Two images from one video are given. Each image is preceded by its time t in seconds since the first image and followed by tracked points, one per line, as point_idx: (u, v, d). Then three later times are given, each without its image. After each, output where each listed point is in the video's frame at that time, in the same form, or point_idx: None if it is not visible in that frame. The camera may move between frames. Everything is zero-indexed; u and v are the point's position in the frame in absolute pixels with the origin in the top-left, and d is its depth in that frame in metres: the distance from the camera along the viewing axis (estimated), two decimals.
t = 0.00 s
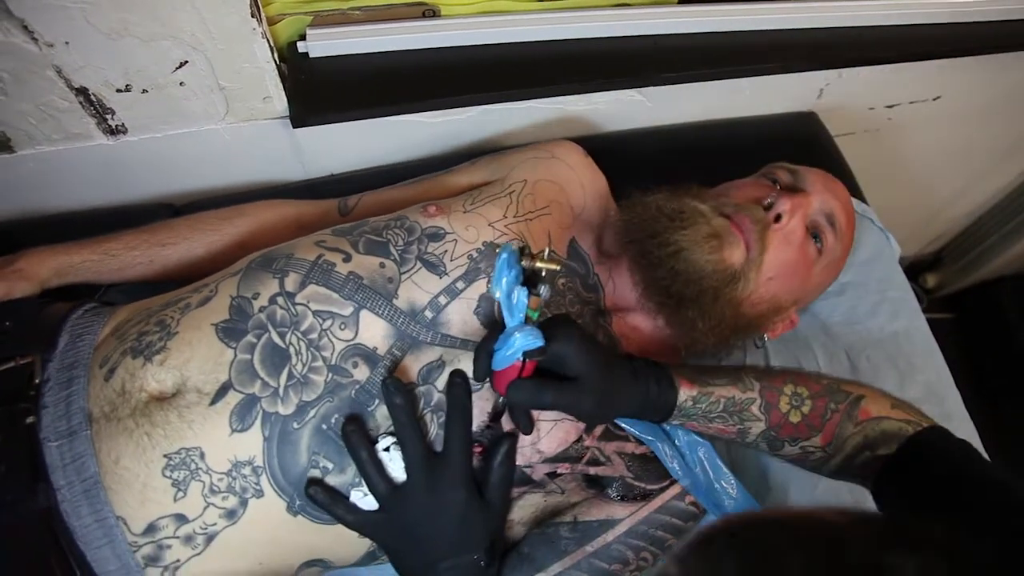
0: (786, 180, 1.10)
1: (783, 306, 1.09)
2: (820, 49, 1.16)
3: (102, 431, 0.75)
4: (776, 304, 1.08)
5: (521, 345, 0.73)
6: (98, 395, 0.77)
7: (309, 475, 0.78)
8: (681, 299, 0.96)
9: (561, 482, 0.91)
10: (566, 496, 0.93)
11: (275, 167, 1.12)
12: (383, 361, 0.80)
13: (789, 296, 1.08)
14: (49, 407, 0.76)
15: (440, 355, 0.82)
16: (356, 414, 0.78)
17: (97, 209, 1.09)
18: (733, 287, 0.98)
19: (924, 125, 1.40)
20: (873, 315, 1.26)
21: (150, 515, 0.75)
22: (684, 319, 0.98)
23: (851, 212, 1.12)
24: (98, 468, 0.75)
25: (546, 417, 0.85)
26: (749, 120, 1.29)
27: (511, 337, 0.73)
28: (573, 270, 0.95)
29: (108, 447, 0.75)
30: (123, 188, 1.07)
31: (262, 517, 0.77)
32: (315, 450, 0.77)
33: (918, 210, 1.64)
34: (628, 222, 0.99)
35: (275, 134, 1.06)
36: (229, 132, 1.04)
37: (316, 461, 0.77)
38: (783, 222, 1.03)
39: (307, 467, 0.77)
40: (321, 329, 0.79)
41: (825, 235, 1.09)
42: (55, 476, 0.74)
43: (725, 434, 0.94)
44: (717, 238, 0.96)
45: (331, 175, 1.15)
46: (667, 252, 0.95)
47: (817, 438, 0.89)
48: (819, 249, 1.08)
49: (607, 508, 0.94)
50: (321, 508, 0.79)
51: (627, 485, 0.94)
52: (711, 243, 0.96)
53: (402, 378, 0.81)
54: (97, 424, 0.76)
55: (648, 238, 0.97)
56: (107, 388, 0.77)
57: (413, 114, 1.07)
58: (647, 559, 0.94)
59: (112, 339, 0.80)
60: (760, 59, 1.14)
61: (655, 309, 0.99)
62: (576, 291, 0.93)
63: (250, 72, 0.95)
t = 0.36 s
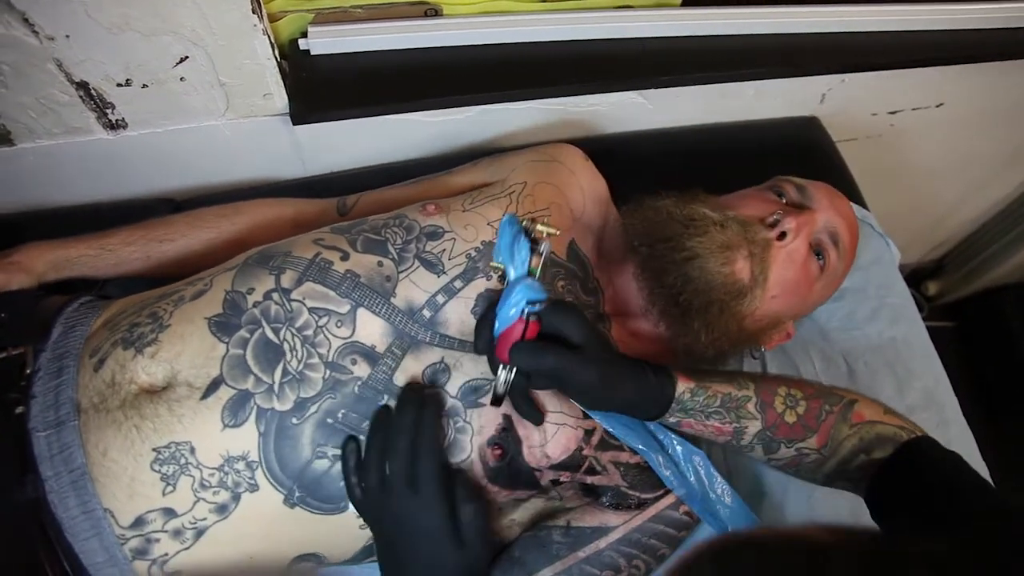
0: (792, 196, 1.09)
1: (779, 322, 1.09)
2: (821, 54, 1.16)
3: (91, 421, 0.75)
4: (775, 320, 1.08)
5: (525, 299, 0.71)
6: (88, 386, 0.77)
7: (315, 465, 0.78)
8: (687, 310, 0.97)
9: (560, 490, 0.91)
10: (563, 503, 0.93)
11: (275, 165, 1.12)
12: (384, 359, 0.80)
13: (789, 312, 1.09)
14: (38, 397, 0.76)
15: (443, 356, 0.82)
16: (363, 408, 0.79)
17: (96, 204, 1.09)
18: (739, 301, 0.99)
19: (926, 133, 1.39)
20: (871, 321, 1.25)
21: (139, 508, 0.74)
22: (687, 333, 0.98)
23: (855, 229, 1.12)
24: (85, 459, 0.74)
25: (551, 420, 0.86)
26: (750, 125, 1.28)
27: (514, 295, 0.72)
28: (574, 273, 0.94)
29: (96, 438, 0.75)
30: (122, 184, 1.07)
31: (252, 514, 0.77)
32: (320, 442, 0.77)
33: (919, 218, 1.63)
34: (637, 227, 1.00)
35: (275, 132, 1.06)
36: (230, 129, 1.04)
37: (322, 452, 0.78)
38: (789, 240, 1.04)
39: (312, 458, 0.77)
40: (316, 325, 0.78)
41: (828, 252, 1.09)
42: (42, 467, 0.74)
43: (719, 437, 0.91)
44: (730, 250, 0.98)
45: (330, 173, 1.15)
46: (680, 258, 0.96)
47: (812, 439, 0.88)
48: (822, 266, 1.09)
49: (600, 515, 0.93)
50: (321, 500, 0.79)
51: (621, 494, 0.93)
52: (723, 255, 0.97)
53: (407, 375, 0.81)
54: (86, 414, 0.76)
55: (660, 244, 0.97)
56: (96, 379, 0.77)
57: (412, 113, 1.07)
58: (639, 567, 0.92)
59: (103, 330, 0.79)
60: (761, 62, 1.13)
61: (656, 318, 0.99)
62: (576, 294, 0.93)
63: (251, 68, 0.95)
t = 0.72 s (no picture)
0: (792, 205, 1.08)
1: (782, 331, 1.09)
2: (827, 59, 1.15)
3: (88, 408, 0.75)
4: (775, 329, 1.08)
5: (541, 243, 0.67)
6: (87, 372, 0.77)
7: (307, 478, 0.77)
8: (683, 325, 0.97)
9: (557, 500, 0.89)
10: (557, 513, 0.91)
11: (277, 161, 1.12)
12: (383, 368, 0.79)
13: (790, 321, 1.08)
14: (35, 380, 0.76)
15: (444, 368, 0.81)
16: (356, 421, 0.78)
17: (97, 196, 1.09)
18: (738, 314, 0.99)
19: (931, 140, 1.39)
20: (871, 329, 1.25)
21: (132, 497, 0.74)
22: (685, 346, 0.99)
23: (855, 236, 1.11)
24: (78, 442, 0.75)
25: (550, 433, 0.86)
26: (754, 128, 1.28)
27: (530, 238, 0.68)
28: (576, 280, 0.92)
29: (93, 425, 0.75)
30: (123, 177, 1.07)
31: (245, 511, 0.77)
32: (314, 454, 0.77)
33: (923, 225, 1.62)
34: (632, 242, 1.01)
35: (278, 128, 1.06)
36: (232, 124, 1.04)
37: (315, 466, 0.77)
38: (791, 251, 1.02)
39: (305, 470, 0.77)
40: (317, 330, 0.78)
41: (827, 259, 1.08)
42: (35, 448, 0.74)
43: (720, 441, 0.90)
44: (722, 265, 0.98)
45: (332, 170, 1.15)
46: (671, 276, 0.97)
47: (813, 453, 0.90)
48: (820, 273, 1.08)
49: (593, 522, 0.92)
50: (314, 511, 0.78)
51: (616, 501, 0.92)
52: (716, 270, 0.98)
53: (406, 388, 0.80)
54: (84, 400, 0.76)
55: (653, 260, 0.98)
56: (97, 367, 0.77)
57: (415, 111, 1.07)
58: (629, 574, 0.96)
59: (106, 321, 0.79)
60: (766, 65, 1.13)
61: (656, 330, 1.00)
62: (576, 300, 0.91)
63: (254, 63, 0.95)
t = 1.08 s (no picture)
0: (800, 204, 1.08)
1: (784, 329, 1.09)
2: (834, 59, 1.15)
3: (90, 400, 0.75)
4: (779, 326, 1.07)
5: (553, 245, 0.69)
6: (89, 364, 0.77)
7: (305, 471, 0.77)
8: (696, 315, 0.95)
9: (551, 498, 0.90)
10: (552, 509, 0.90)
11: (281, 151, 1.11)
12: (380, 362, 0.79)
13: (793, 320, 1.08)
14: (38, 371, 0.76)
15: (440, 364, 0.81)
16: (353, 415, 0.78)
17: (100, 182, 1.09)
18: (750, 308, 0.98)
19: (936, 144, 1.38)
20: (873, 331, 1.25)
21: (134, 488, 0.75)
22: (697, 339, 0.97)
23: (860, 236, 1.11)
24: (82, 436, 0.75)
25: (545, 442, 0.85)
26: (759, 128, 1.28)
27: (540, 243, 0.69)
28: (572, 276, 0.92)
29: (94, 417, 0.75)
30: (126, 164, 1.07)
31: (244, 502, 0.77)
32: (310, 448, 0.77)
33: (926, 229, 1.62)
34: (646, 232, 1.00)
35: (283, 117, 1.06)
36: (237, 112, 1.03)
37: (312, 459, 0.77)
38: (799, 249, 1.04)
39: (302, 463, 0.77)
40: (315, 323, 0.78)
41: (833, 260, 1.08)
42: (39, 440, 0.75)
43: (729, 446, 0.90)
44: (737, 257, 0.97)
45: (336, 160, 1.15)
46: (687, 266, 0.96)
47: (823, 461, 0.90)
48: (826, 273, 1.08)
49: (589, 517, 0.92)
50: (311, 503, 0.78)
51: (612, 496, 0.93)
52: (731, 262, 0.97)
53: (402, 381, 0.79)
54: (85, 392, 0.76)
55: (668, 251, 0.97)
56: (98, 358, 0.77)
57: (420, 103, 1.07)
58: (624, 568, 0.95)
59: (107, 310, 0.80)
60: (773, 65, 1.12)
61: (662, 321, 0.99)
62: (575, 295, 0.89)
63: (260, 52, 0.94)
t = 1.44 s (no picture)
0: (800, 201, 1.08)
1: (790, 328, 1.09)
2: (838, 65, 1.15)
3: (88, 399, 0.75)
4: (784, 325, 1.08)
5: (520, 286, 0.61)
6: (87, 362, 0.77)
7: (300, 465, 0.77)
8: (702, 314, 0.96)
9: (543, 494, 0.90)
10: (546, 506, 0.91)
11: (283, 147, 1.12)
12: (375, 357, 0.79)
13: (798, 318, 1.08)
14: (37, 371, 0.76)
15: (433, 358, 0.81)
16: (349, 409, 0.78)
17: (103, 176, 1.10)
18: (755, 306, 0.99)
19: (939, 152, 1.38)
20: (873, 337, 1.25)
21: (129, 486, 0.74)
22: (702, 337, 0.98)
23: (861, 234, 1.11)
24: (81, 436, 0.75)
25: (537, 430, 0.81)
26: (762, 133, 1.28)
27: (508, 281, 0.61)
28: (570, 275, 0.93)
29: (92, 416, 0.75)
30: (129, 158, 1.07)
31: (240, 498, 0.77)
32: (307, 441, 0.77)
33: (927, 237, 1.62)
34: (649, 233, 1.00)
35: (287, 113, 1.06)
36: (241, 107, 1.03)
37: (308, 453, 0.77)
38: (801, 246, 1.04)
39: (298, 457, 0.77)
40: (314, 319, 0.78)
41: (835, 257, 1.08)
42: (38, 441, 0.74)
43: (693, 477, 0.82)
44: (742, 255, 0.98)
45: (338, 158, 1.15)
46: (692, 266, 0.96)
47: (790, 477, 0.81)
48: (829, 271, 1.08)
49: (584, 518, 0.93)
50: (308, 498, 0.78)
51: (605, 498, 0.92)
52: (736, 260, 0.97)
53: (397, 377, 0.80)
54: (84, 392, 0.76)
55: (673, 251, 0.98)
56: (96, 356, 0.77)
57: (424, 102, 1.07)
58: (620, 571, 0.94)
59: (105, 307, 0.80)
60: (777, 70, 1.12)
61: (665, 319, 0.99)
62: (571, 297, 0.91)
63: (265, 48, 0.94)
